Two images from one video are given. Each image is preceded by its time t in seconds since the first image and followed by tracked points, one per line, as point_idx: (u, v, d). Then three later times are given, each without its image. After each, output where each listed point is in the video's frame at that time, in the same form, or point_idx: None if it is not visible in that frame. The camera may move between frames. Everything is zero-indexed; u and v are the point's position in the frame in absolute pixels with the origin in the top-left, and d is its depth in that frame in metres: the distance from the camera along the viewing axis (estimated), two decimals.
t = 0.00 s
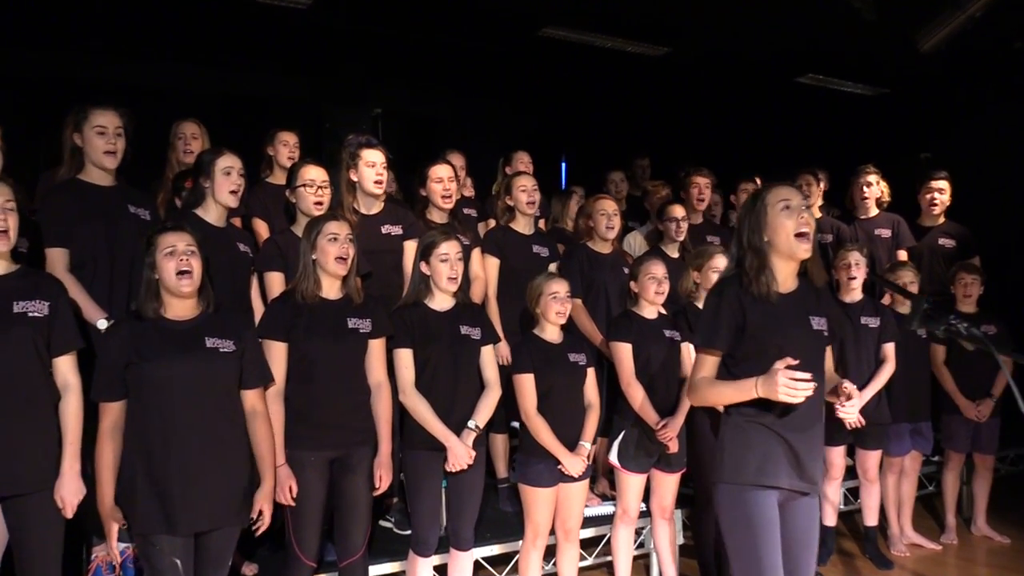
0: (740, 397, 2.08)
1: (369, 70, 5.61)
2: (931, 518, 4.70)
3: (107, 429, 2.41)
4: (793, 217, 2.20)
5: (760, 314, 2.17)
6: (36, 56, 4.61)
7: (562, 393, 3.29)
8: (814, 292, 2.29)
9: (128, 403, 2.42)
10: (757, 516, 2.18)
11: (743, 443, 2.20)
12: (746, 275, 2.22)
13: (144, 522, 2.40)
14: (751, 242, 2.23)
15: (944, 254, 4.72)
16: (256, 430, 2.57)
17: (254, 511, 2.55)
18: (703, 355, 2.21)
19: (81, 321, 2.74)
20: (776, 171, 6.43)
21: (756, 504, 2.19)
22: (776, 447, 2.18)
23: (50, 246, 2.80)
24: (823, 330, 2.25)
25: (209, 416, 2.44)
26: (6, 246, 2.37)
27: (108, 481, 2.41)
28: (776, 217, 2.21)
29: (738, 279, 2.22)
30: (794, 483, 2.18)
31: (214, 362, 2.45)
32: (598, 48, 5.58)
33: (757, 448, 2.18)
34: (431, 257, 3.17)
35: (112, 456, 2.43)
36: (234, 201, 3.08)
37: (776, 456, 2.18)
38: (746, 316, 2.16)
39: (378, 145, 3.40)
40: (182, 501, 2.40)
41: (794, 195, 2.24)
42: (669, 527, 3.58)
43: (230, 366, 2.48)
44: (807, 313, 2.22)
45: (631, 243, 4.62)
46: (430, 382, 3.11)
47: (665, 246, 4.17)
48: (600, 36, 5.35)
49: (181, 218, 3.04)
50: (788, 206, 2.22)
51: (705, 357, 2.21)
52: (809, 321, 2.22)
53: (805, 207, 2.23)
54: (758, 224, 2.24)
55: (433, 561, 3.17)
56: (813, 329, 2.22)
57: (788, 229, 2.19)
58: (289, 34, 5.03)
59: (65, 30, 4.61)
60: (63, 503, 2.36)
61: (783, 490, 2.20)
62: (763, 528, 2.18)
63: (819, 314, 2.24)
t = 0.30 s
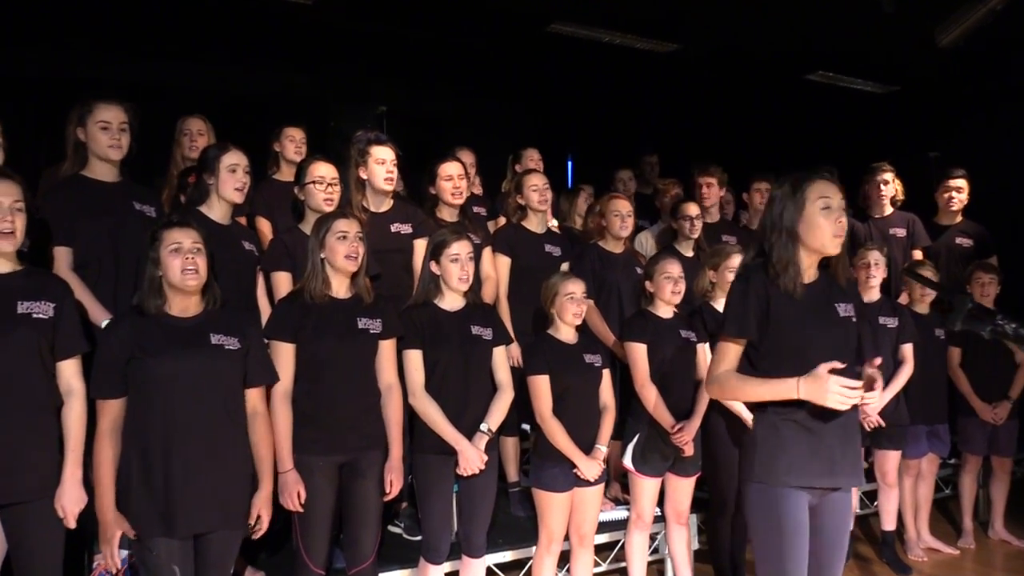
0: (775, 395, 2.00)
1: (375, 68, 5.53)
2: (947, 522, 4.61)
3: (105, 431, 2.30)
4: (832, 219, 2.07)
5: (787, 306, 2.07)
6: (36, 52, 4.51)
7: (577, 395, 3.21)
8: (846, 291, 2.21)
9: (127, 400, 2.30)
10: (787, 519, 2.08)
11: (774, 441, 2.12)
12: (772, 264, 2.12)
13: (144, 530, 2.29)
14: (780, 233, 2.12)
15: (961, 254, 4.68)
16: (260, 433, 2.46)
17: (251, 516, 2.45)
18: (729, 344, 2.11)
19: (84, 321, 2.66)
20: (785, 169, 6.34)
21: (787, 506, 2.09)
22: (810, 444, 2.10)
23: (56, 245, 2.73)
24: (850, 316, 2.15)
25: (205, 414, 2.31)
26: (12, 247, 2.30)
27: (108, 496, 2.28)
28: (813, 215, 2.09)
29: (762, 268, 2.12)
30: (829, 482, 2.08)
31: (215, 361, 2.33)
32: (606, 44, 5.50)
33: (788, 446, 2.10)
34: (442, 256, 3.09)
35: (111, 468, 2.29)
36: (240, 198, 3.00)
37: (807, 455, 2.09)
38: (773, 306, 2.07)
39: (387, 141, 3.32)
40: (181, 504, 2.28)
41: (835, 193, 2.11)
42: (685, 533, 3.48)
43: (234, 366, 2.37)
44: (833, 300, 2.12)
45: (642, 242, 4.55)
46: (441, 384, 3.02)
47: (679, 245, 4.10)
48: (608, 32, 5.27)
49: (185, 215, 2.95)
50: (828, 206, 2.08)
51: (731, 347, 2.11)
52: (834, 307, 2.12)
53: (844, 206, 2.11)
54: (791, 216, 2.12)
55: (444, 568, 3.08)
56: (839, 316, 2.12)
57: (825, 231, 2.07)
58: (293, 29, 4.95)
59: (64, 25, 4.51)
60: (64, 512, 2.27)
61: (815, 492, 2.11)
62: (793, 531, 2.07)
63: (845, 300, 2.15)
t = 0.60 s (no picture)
0: (795, 385, 1.83)
1: (370, 64, 5.43)
2: (952, 524, 4.55)
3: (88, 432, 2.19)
4: (841, 209, 1.96)
5: (807, 304, 1.95)
6: (25, 46, 4.39)
7: (579, 396, 3.12)
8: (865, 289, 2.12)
9: (111, 402, 2.20)
10: (789, 529, 1.91)
11: (778, 443, 1.92)
12: (789, 256, 1.98)
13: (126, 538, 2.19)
14: (793, 226, 1.99)
15: (966, 252, 4.64)
16: (246, 436, 2.36)
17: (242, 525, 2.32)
18: (742, 344, 1.96)
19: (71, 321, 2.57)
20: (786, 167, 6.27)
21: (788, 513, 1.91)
22: (823, 446, 1.92)
23: (43, 242, 2.63)
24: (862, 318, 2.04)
25: (191, 414, 2.21)
26: None
27: (91, 509, 2.16)
28: (823, 206, 1.96)
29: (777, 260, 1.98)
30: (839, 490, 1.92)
31: (205, 360, 2.23)
32: (604, 39, 5.42)
33: (794, 451, 1.91)
34: (440, 253, 3.01)
35: (95, 480, 2.17)
36: (231, 193, 2.90)
37: (811, 460, 1.90)
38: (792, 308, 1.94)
39: (385, 137, 3.24)
40: (162, 510, 2.17)
41: (846, 183, 2.00)
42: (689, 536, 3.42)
43: (223, 365, 2.27)
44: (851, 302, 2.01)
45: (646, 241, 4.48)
46: (439, 384, 2.94)
47: (682, 242, 4.03)
48: (608, 27, 5.19)
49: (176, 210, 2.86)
50: (837, 196, 1.96)
51: (744, 346, 1.96)
52: (848, 310, 2.00)
53: (853, 196, 1.99)
54: (803, 209, 1.99)
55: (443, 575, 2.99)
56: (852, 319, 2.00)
57: (835, 223, 1.95)
58: (288, 23, 4.84)
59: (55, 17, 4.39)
60: (51, 522, 2.17)
61: (822, 500, 1.94)
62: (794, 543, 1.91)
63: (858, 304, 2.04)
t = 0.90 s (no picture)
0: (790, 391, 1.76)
1: (368, 62, 5.35)
2: (957, 527, 4.49)
3: (72, 438, 2.11)
4: (851, 207, 1.87)
5: (812, 313, 1.85)
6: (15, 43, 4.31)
7: (581, 399, 3.04)
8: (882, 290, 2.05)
9: (95, 406, 2.12)
10: (788, 545, 1.82)
11: (772, 456, 1.84)
12: (795, 259, 1.88)
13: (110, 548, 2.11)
14: (800, 226, 1.89)
15: (970, 251, 4.60)
16: (238, 441, 2.28)
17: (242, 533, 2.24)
18: (744, 353, 1.89)
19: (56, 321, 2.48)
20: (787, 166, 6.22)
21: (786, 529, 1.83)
22: (826, 462, 1.83)
23: (29, 240, 2.55)
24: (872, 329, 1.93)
25: (183, 421, 2.14)
26: None
27: (75, 515, 2.06)
28: (833, 203, 1.87)
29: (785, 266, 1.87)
30: (840, 510, 1.82)
31: (195, 365, 2.15)
32: (605, 36, 5.34)
33: (788, 463, 1.82)
34: (440, 253, 2.93)
35: (79, 487, 2.08)
36: (224, 190, 2.83)
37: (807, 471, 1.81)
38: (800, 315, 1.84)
39: (384, 134, 3.17)
40: (151, 519, 2.10)
41: (852, 180, 1.90)
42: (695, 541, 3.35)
43: (214, 371, 2.19)
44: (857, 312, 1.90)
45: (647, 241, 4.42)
46: (438, 387, 2.87)
47: (685, 241, 3.97)
48: (609, 25, 5.12)
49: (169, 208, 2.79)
50: (846, 193, 1.87)
51: (746, 356, 1.89)
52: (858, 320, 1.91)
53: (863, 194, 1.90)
54: (810, 209, 1.89)
55: None
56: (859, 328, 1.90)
57: (845, 220, 1.86)
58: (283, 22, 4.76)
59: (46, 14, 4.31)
60: (34, 528, 2.04)
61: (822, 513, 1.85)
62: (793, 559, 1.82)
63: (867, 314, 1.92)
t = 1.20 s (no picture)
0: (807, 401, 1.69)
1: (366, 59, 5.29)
2: (962, 530, 4.44)
3: (58, 440, 2.04)
4: (851, 209, 1.78)
5: (833, 311, 1.76)
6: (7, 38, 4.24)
7: (582, 400, 2.98)
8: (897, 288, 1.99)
9: (82, 408, 2.06)
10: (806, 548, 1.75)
11: (790, 456, 1.77)
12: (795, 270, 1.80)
13: (96, 555, 2.04)
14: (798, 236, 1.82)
15: (973, 250, 4.57)
16: (232, 443, 2.20)
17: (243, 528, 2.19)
18: (756, 356, 1.82)
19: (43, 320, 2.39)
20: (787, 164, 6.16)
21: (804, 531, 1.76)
22: (842, 460, 1.76)
23: (15, 238, 2.47)
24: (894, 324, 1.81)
25: (172, 423, 2.07)
26: None
27: (64, 516, 2.00)
28: (832, 208, 1.80)
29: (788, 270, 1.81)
30: (857, 508, 1.74)
31: (185, 365, 2.09)
32: (605, 32, 5.29)
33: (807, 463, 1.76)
34: (440, 251, 2.88)
35: (65, 490, 2.01)
36: (218, 187, 2.76)
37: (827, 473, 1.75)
38: (810, 316, 1.76)
39: (381, 131, 3.11)
40: (139, 524, 2.03)
41: (853, 179, 1.82)
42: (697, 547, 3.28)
43: (203, 371, 2.12)
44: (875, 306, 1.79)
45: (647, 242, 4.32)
46: (437, 390, 2.80)
47: (687, 241, 3.91)
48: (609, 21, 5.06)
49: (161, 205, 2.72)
50: (844, 195, 1.79)
51: (762, 359, 1.81)
52: (877, 315, 1.79)
53: (865, 192, 1.81)
54: (808, 214, 1.82)
55: None
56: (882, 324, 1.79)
57: (846, 223, 1.78)
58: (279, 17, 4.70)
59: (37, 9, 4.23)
60: (22, 533, 1.96)
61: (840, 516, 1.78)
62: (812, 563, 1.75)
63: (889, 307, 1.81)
